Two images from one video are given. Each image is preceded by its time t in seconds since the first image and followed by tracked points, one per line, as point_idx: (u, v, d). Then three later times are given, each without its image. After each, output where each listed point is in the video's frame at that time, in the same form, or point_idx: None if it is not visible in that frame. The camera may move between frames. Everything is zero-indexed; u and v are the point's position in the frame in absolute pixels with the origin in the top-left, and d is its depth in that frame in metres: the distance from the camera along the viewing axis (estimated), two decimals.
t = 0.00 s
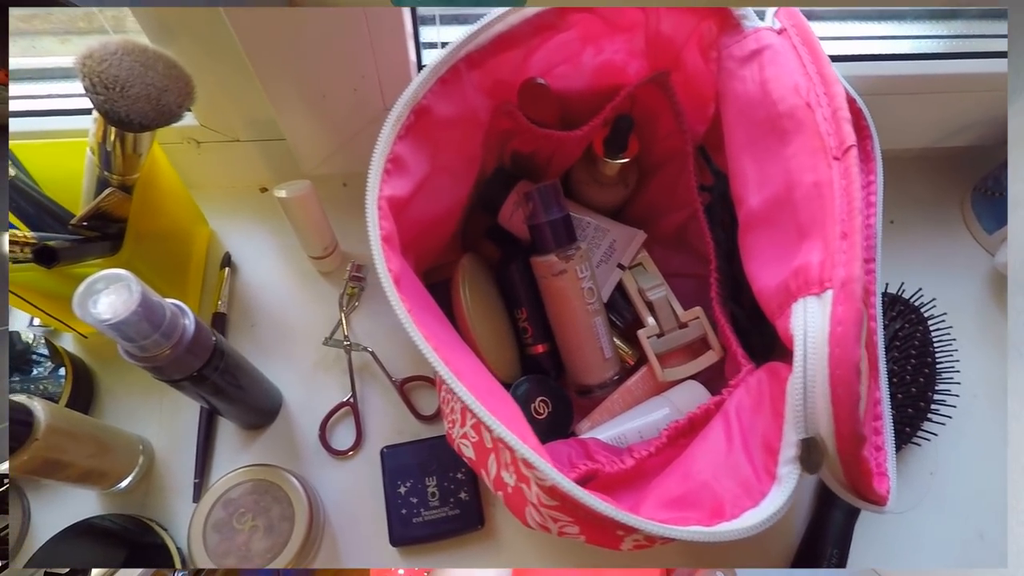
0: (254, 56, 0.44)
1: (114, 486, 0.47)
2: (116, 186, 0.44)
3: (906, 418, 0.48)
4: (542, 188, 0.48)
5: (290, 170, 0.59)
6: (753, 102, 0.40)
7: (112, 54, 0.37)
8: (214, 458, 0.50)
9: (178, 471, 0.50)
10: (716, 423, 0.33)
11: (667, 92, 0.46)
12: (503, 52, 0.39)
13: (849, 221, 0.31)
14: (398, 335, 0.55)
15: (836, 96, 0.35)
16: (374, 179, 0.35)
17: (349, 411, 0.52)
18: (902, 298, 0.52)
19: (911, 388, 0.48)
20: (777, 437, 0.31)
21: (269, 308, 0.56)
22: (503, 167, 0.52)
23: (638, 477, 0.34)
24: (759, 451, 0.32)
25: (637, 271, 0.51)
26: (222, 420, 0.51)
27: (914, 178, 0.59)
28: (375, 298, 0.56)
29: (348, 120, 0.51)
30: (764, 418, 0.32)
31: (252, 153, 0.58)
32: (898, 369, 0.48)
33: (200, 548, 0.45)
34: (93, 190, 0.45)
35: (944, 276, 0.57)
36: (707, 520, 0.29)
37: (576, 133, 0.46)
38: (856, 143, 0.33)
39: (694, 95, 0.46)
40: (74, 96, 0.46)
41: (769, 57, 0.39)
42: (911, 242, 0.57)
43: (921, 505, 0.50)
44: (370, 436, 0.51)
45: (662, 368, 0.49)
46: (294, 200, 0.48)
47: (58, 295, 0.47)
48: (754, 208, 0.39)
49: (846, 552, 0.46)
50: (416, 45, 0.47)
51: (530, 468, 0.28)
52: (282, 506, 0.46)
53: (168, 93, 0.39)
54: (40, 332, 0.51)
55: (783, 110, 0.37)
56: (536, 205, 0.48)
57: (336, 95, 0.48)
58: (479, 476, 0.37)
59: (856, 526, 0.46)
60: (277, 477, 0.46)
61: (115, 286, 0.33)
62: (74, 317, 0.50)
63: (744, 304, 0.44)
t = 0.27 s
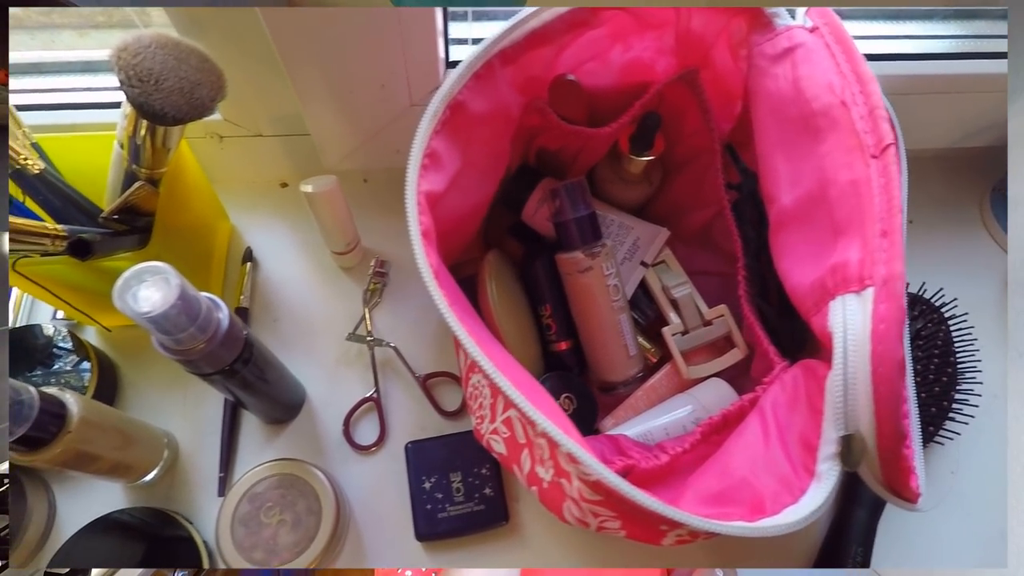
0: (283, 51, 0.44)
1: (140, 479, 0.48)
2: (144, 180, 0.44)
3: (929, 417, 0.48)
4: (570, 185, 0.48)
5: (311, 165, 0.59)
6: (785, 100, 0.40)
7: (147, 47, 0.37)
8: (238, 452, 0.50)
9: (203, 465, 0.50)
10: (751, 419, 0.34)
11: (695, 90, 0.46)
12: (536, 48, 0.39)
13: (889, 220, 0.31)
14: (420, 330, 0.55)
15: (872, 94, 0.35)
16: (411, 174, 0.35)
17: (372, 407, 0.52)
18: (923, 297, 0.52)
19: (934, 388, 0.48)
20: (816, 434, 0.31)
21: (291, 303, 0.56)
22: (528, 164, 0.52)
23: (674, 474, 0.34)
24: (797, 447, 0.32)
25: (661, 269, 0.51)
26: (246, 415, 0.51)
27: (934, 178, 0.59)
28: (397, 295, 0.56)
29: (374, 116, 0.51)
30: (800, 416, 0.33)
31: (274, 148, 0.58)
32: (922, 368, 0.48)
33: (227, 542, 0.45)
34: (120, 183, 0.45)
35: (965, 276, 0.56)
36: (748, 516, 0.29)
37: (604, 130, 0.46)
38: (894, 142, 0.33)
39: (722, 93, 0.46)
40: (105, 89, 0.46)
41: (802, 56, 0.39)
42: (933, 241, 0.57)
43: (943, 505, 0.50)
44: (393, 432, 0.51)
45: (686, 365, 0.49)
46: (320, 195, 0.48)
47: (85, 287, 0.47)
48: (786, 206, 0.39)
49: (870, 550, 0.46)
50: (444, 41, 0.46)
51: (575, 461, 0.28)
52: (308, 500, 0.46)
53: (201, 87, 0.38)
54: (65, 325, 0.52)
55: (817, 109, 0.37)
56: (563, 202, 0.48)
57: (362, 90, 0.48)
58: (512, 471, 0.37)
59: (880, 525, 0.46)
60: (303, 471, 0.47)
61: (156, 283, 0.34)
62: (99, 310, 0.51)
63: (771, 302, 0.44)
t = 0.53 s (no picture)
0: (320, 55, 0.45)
1: (173, 478, 0.48)
2: (182, 181, 0.45)
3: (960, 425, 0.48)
4: (602, 190, 0.48)
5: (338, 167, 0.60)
6: (824, 108, 0.40)
7: (192, 50, 0.37)
8: (269, 453, 0.50)
9: (234, 465, 0.50)
10: (796, 425, 0.34)
11: (729, 96, 0.46)
12: (576, 53, 0.40)
13: (935, 228, 0.31)
14: (447, 333, 0.55)
15: (914, 102, 0.35)
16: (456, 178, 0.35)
17: (402, 408, 0.52)
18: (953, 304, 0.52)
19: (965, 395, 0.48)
20: (863, 441, 0.32)
21: (319, 305, 0.57)
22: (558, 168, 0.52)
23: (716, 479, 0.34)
24: (843, 453, 0.32)
25: (689, 274, 0.52)
26: (276, 415, 0.51)
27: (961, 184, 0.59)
28: (425, 297, 0.56)
29: (405, 118, 0.51)
30: (845, 422, 0.33)
31: (303, 151, 0.58)
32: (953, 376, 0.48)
33: (261, 541, 0.45)
34: (156, 185, 0.46)
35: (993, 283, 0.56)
36: (798, 521, 0.30)
37: (639, 135, 0.47)
38: (939, 150, 0.33)
39: (756, 99, 0.46)
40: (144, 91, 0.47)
41: (841, 63, 0.39)
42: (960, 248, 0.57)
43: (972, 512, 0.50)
44: (422, 434, 0.51)
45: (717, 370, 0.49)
46: (352, 198, 0.49)
47: (121, 287, 0.47)
48: (826, 212, 0.39)
49: (901, 557, 0.46)
50: (482, 47, 0.46)
51: (629, 466, 0.28)
52: (343, 498, 0.46)
53: (244, 89, 0.39)
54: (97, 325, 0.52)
55: (857, 116, 0.37)
56: (596, 207, 0.48)
57: (396, 94, 0.48)
58: (551, 474, 0.38)
59: (910, 531, 0.46)
60: (335, 471, 0.47)
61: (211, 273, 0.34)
62: (132, 310, 0.51)
63: (805, 308, 0.44)
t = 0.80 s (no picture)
0: (358, 53, 0.45)
1: (203, 473, 0.48)
2: (217, 177, 0.45)
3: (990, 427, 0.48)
4: (634, 190, 0.48)
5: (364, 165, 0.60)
6: (862, 109, 0.40)
7: (235, 46, 0.38)
8: (297, 449, 0.50)
9: (263, 461, 0.50)
10: (837, 424, 0.35)
11: (763, 97, 0.46)
12: (616, 53, 0.40)
13: (983, 229, 0.32)
14: (474, 331, 0.55)
15: (957, 104, 0.35)
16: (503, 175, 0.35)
17: (429, 406, 0.52)
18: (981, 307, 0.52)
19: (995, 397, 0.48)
20: (908, 440, 0.33)
21: (345, 302, 0.57)
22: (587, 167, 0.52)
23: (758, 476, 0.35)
24: (887, 453, 0.33)
25: (717, 274, 0.52)
26: (304, 411, 0.51)
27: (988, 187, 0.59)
28: (451, 295, 0.56)
29: (436, 117, 0.51)
30: (887, 422, 0.34)
31: (330, 149, 0.58)
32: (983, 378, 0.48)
33: (295, 537, 0.45)
34: (189, 182, 0.46)
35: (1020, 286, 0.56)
36: (846, 519, 0.31)
37: (672, 135, 0.47)
38: (982, 151, 0.33)
39: (789, 101, 0.47)
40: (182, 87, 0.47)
41: (879, 65, 0.39)
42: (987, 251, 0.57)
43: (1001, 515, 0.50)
44: (450, 431, 0.51)
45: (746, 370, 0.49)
46: (384, 196, 0.49)
47: (154, 283, 0.48)
48: (864, 213, 0.40)
49: (932, 559, 0.46)
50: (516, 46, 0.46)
51: (682, 463, 0.28)
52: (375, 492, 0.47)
53: (286, 86, 0.39)
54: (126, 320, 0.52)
55: (896, 118, 0.38)
56: (627, 206, 0.48)
57: (430, 92, 0.49)
58: (589, 472, 0.38)
59: (939, 531, 0.46)
60: (365, 467, 0.47)
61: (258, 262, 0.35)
62: (161, 305, 0.51)
63: (839, 309, 0.44)
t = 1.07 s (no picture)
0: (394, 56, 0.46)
1: (236, 470, 0.48)
2: (254, 176, 0.45)
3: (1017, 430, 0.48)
4: (665, 192, 0.49)
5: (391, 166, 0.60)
6: (897, 113, 0.42)
7: (280, 48, 0.38)
8: (328, 447, 0.51)
9: (294, 458, 0.50)
10: (878, 424, 0.36)
11: (794, 100, 0.47)
12: (653, 56, 0.40)
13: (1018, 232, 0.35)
14: (501, 331, 0.56)
15: (994, 109, 0.37)
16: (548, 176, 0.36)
17: (458, 404, 0.53)
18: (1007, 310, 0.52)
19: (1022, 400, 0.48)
20: (951, 439, 0.34)
21: (373, 301, 0.57)
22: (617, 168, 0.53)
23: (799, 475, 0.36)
24: (928, 451, 0.34)
25: (744, 276, 0.52)
26: (334, 409, 0.52)
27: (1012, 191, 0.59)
28: (478, 295, 0.57)
29: (467, 118, 0.52)
30: (927, 422, 0.35)
31: (359, 149, 0.59)
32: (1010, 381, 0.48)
33: (331, 534, 0.46)
34: (224, 181, 0.46)
35: None
36: (893, 517, 0.31)
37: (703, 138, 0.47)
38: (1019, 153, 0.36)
39: (819, 104, 0.47)
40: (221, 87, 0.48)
41: (913, 70, 0.41)
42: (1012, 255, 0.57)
43: None
44: (479, 430, 0.52)
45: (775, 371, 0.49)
46: (417, 196, 0.49)
47: (189, 281, 0.48)
48: (898, 216, 0.42)
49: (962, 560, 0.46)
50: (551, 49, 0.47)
51: (733, 460, 0.29)
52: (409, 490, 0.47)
53: (328, 87, 0.39)
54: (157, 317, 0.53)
55: (932, 122, 0.40)
56: (658, 208, 0.48)
57: (463, 94, 0.49)
58: (627, 470, 0.38)
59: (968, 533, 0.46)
60: (398, 465, 0.48)
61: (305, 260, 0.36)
62: (194, 303, 0.52)
63: (872, 311, 0.44)
